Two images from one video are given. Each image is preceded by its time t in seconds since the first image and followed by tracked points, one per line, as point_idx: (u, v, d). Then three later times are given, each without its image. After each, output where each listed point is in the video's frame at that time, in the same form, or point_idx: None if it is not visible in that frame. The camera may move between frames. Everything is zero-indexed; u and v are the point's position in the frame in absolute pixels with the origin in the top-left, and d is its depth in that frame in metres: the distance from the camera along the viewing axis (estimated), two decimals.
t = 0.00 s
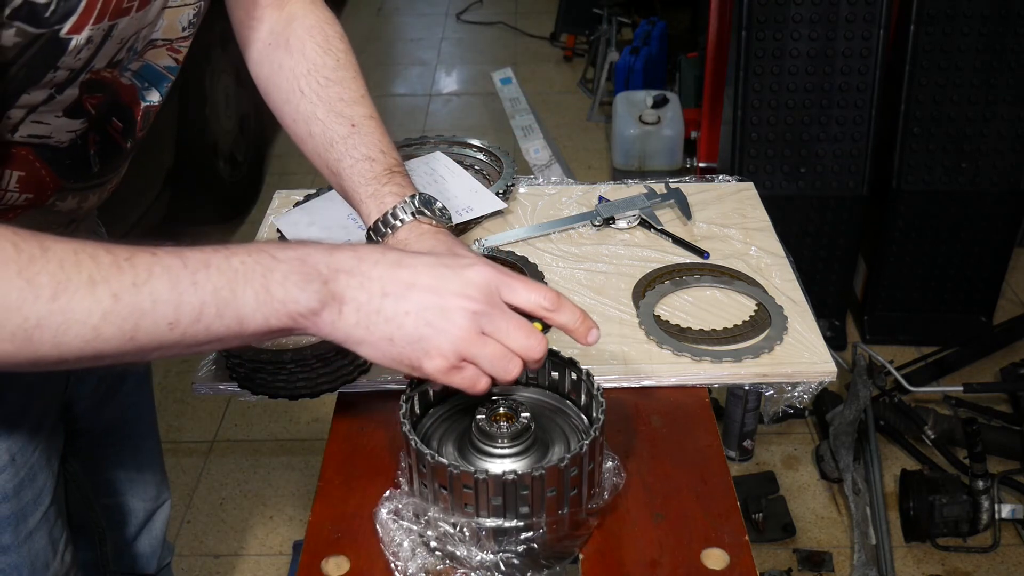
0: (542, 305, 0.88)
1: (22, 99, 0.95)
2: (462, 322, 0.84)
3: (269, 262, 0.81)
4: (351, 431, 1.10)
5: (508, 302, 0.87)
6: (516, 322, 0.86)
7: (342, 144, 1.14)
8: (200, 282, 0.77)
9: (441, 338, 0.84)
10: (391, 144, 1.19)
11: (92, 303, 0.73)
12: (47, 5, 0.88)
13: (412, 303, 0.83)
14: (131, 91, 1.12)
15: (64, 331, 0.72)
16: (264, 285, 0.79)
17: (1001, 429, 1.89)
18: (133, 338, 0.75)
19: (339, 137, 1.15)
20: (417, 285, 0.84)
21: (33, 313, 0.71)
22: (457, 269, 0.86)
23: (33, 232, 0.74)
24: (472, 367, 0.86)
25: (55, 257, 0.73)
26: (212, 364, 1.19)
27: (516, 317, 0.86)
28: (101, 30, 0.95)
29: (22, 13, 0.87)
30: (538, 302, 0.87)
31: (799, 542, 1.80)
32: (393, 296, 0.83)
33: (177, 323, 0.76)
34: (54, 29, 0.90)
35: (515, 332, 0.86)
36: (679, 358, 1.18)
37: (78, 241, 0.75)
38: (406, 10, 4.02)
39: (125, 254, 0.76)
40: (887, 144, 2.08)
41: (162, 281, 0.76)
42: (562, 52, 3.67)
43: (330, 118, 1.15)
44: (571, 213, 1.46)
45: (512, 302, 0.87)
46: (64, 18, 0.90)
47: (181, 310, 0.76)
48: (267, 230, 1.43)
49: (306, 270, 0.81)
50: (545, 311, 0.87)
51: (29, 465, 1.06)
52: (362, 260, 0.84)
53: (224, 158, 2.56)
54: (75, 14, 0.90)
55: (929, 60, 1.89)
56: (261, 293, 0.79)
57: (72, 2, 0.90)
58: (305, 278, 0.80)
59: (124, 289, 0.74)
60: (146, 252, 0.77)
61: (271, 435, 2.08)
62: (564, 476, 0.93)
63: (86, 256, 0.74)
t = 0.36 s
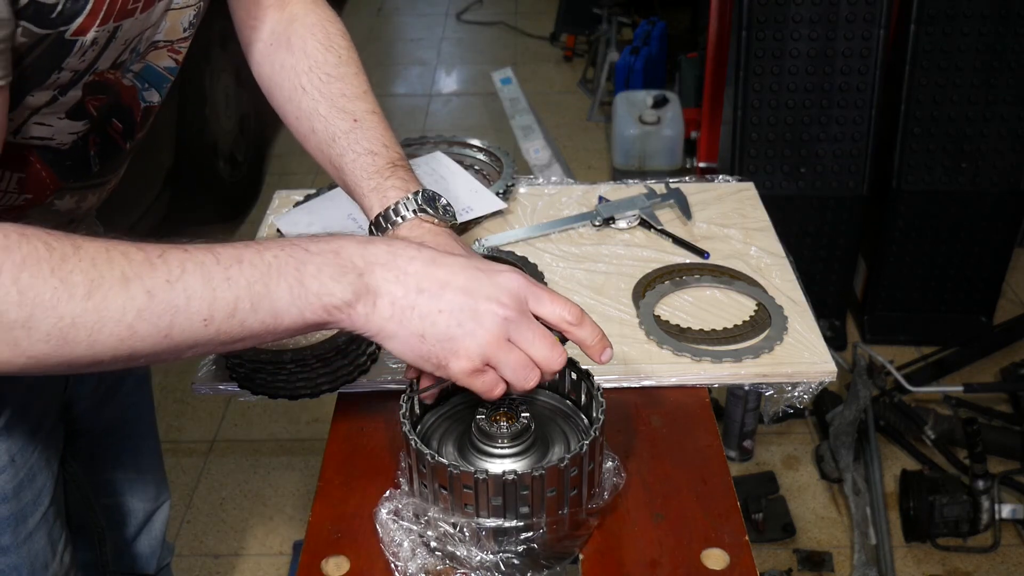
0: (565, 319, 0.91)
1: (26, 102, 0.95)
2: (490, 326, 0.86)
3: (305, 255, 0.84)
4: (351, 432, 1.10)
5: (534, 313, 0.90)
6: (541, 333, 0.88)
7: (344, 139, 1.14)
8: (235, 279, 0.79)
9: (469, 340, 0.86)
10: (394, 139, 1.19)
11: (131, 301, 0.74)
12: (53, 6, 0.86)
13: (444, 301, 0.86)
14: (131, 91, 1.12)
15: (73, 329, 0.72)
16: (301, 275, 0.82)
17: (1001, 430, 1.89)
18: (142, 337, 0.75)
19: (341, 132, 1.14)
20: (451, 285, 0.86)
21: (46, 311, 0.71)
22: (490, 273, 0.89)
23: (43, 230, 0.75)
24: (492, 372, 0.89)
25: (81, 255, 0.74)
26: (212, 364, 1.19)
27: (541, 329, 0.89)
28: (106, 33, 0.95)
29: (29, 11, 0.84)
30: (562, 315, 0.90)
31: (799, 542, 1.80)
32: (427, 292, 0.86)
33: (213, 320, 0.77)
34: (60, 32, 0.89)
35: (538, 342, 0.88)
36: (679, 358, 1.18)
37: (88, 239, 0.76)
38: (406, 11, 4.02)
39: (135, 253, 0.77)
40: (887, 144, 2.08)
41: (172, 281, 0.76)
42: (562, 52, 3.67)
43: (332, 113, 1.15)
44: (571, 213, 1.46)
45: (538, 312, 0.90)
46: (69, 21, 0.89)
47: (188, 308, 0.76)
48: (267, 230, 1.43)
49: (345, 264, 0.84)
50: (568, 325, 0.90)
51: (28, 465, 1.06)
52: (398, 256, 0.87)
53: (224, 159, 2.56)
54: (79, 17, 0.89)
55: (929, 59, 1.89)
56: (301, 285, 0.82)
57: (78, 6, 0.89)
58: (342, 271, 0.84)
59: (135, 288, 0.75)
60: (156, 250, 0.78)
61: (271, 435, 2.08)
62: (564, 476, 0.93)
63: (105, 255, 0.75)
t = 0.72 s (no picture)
0: (572, 320, 0.92)
1: (29, 104, 0.95)
2: (500, 327, 0.87)
3: (314, 255, 0.84)
4: (351, 432, 1.10)
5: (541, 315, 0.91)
6: (550, 334, 0.89)
7: (356, 132, 1.14)
8: (236, 280, 0.79)
9: (479, 340, 0.87)
10: (406, 133, 1.19)
11: (133, 301, 0.74)
12: (57, 9, 0.85)
13: (455, 302, 0.86)
14: (133, 94, 1.12)
15: (77, 330, 0.72)
16: (310, 277, 0.83)
17: (1001, 430, 1.89)
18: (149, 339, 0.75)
19: (354, 125, 1.14)
20: (462, 285, 0.87)
21: (49, 312, 0.71)
22: (500, 274, 0.89)
23: (45, 231, 0.75)
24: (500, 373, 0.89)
25: (77, 255, 0.74)
26: (212, 364, 1.19)
27: (549, 329, 0.89)
28: (110, 35, 0.95)
29: (33, 14, 0.83)
30: (568, 317, 0.91)
31: (799, 542, 1.80)
32: (438, 292, 0.86)
33: (223, 320, 0.78)
34: (64, 33, 0.88)
35: (546, 343, 0.89)
36: (679, 358, 1.18)
37: (92, 241, 0.76)
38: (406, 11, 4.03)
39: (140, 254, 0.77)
40: (887, 144, 2.08)
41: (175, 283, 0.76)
42: (562, 52, 3.67)
43: (344, 107, 1.15)
44: (571, 213, 1.46)
45: (545, 313, 0.91)
46: (72, 24, 0.88)
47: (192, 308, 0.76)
48: (267, 231, 1.43)
49: (354, 264, 0.85)
50: (574, 326, 0.91)
51: (27, 467, 1.06)
52: (408, 255, 0.87)
53: (224, 158, 2.56)
54: (82, 20, 0.89)
55: (929, 59, 1.90)
56: (308, 286, 0.82)
57: (82, 10, 0.88)
58: (352, 272, 0.84)
59: (141, 290, 0.75)
60: (158, 251, 0.78)
61: (271, 435, 2.08)
62: (564, 476, 0.93)
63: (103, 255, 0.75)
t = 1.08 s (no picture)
0: (562, 303, 0.91)
1: (33, 104, 0.96)
2: (489, 320, 0.85)
3: (300, 259, 0.83)
4: (352, 433, 1.10)
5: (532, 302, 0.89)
6: (542, 321, 0.88)
7: (357, 130, 1.14)
8: (231, 283, 0.78)
9: (469, 336, 0.85)
10: (406, 133, 1.19)
11: (124, 302, 0.74)
12: (60, 5, 0.87)
13: (440, 302, 0.84)
14: (136, 94, 1.12)
15: (78, 331, 0.72)
16: (295, 282, 0.81)
17: (1001, 429, 1.89)
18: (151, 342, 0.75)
19: (355, 124, 1.14)
20: (446, 283, 0.85)
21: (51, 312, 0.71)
22: (482, 268, 0.88)
23: (44, 231, 0.75)
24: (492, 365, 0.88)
25: (75, 258, 0.73)
26: (212, 364, 1.19)
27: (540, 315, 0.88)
28: (113, 33, 0.95)
29: (35, 11, 0.86)
30: (561, 300, 0.90)
31: (799, 542, 1.80)
32: (422, 294, 0.84)
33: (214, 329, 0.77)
34: (67, 29, 0.90)
35: (539, 330, 0.87)
36: (679, 358, 1.18)
37: (87, 243, 0.76)
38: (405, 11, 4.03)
39: (142, 255, 0.76)
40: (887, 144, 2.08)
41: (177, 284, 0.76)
42: (562, 52, 3.67)
43: (345, 106, 1.15)
44: (571, 213, 1.46)
45: (535, 299, 0.90)
46: (75, 20, 0.90)
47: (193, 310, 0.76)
48: (267, 231, 1.44)
49: (339, 270, 0.83)
50: (567, 308, 0.91)
51: (29, 468, 1.06)
52: (391, 258, 0.85)
53: (224, 158, 2.57)
54: (86, 16, 0.90)
55: (929, 59, 1.90)
56: (294, 292, 0.81)
57: (86, 4, 0.90)
58: (336, 277, 0.82)
59: (130, 294, 0.74)
60: (159, 251, 0.78)
61: (271, 435, 2.08)
62: (565, 476, 0.93)
63: (106, 257, 0.75)
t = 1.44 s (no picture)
0: (487, 257, 0.84)
1: (31, 97, 0.96)
2: (402, 283, 0.80)
3: (212, 243, 0.79)
4: (353, 433, 1.10)
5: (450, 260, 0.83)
6: (460, 277, 0.82)
7: (378, 125, 1.13)
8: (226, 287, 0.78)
9: (383, 304, 0.80)
10: (426, 128, 1.19)
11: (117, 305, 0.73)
12: (55, 2, 0.88)
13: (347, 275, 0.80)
14: (140, 89, 1.12)
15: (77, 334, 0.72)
16: (204, 264, 0.77)
17: (1001, 429, 1.89)
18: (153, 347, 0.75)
19: (375, 118, 1.14)
20: (349, 255, 0.80)
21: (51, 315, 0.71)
22: (389, 234, 0.82)
23: (42, 232, 0.75)
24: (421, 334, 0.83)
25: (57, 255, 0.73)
26: (212, 364, 1.19)
27: (458, 271, 0.82)
28: (112, 27, 0.95)
29: (34, 9, 0.88)
30: (484, 253, 0.83)
31: (799, 542, 1.80)
32: (328, 271, 0.80)
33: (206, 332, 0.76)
34: (64, 25, 0.90)
35: (459, 286, 0.82)
36: (679, 358, 1.18)
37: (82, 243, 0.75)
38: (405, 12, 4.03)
39: (146, 259, 0.76)
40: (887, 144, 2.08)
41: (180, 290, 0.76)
42: (562, 52, 3.67)
43: (366, 100, 1.14)
44: (571, 213, 1.46)
45: (454, 257, 0.83)
46: (72, 15, 0.90)
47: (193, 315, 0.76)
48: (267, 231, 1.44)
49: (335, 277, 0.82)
50: (490, 261, 0.84)
51: (31, 468, 1.06)
52: (308, 243, 0.81)
53: (224, 158, 2.60)
54: (84, 11, 0.91)
55: (929, 59, 1.90)
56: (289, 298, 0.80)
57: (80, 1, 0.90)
58: (244, 259, 0.78)
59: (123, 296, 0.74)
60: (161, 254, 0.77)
61: (271, 435, 2.08)
62: (565, 476, 0.93)
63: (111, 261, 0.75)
